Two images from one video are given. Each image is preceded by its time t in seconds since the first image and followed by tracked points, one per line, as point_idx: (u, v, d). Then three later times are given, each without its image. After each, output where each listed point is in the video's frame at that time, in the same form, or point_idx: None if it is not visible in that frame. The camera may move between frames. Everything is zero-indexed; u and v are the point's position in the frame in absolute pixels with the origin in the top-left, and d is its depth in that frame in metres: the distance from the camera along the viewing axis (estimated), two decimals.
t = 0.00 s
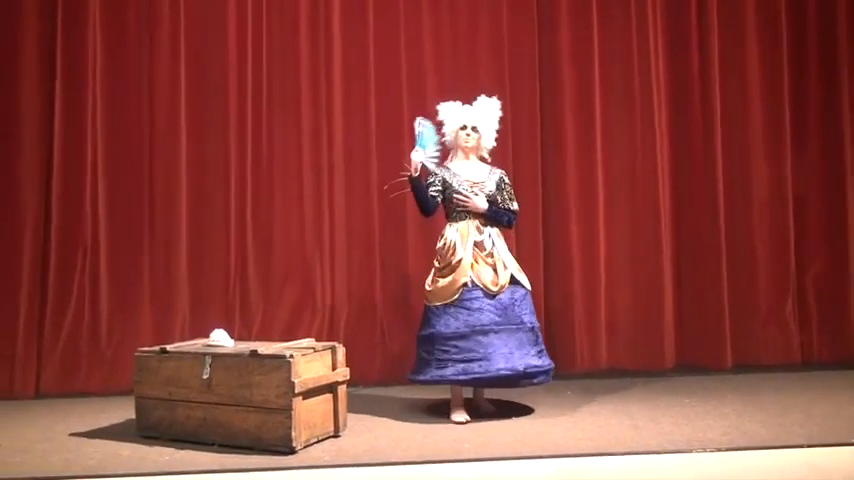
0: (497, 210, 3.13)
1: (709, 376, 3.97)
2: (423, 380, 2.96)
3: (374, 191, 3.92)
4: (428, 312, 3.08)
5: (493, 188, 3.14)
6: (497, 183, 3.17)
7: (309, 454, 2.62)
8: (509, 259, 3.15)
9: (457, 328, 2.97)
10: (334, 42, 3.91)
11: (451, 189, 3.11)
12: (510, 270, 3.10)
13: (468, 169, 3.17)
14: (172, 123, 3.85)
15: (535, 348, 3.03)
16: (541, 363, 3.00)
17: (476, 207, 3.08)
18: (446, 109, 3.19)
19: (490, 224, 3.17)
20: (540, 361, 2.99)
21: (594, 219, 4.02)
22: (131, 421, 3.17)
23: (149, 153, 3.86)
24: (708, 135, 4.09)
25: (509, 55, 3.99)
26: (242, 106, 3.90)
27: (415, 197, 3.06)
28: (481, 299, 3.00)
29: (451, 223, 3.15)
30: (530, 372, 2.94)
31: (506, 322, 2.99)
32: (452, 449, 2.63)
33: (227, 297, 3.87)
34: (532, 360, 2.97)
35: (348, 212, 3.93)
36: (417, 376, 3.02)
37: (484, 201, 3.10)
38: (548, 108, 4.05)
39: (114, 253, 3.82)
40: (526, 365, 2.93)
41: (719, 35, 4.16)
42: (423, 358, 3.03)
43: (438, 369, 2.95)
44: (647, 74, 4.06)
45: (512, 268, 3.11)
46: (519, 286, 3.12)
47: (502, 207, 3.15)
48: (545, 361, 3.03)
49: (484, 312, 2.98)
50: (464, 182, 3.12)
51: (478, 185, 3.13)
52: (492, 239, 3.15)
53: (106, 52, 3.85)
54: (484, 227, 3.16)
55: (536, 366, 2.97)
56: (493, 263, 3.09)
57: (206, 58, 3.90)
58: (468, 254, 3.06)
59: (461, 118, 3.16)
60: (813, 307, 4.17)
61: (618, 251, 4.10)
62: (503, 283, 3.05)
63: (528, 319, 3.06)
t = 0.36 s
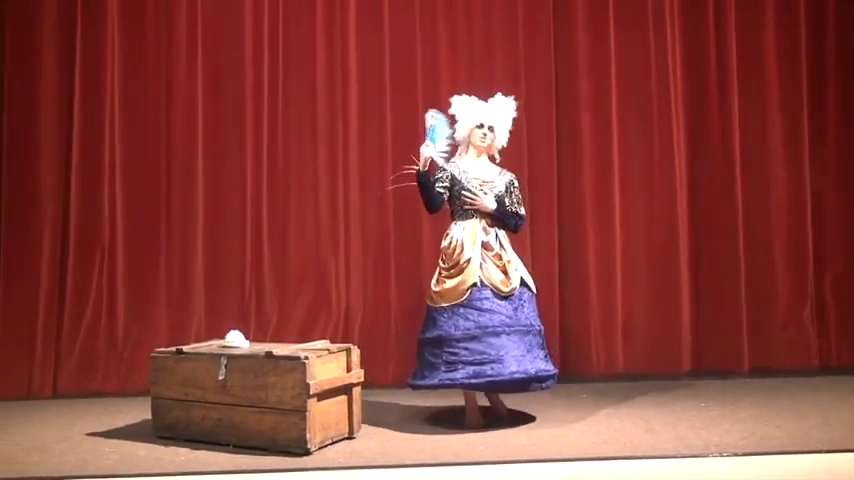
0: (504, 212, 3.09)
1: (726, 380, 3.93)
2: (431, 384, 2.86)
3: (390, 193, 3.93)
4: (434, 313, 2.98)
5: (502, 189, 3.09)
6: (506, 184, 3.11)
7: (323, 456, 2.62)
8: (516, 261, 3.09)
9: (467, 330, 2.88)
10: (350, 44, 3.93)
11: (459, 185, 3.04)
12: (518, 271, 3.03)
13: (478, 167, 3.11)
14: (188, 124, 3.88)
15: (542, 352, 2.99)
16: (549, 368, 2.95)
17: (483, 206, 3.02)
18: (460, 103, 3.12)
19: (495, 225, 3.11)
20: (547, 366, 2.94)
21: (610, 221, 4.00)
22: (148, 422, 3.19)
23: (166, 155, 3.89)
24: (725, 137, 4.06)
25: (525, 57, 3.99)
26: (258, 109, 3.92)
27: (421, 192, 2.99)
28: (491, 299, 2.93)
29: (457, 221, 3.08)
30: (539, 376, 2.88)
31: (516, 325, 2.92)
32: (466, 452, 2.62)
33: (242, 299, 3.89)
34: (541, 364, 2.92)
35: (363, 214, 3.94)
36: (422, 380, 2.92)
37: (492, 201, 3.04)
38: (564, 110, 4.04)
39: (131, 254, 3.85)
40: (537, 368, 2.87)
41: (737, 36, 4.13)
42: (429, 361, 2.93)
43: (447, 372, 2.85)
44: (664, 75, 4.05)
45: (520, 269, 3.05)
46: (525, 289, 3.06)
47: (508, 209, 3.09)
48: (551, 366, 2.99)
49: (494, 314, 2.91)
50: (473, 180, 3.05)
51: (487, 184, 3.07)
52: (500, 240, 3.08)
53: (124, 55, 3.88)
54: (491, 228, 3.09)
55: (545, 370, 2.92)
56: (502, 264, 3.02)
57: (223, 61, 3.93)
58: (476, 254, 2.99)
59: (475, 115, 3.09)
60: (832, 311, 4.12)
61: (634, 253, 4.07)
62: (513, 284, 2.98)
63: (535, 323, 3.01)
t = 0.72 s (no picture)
0: (519, 211, 3.01)
1: (741, 382, 3.91)
2: (404, 377, 2.89)
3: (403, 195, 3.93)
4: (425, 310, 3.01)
5: (516, 189, 3.03)
6: (520, 183, 3.04)
7: (337, 456, 2.63)
8: (524, 265, 3.01)
9: (444, 330, 2.88)
10: (363, 46, 3.94)
11: (473, 186, 3.01)
12: (516, 276, 2.97)
13: (491, 167, 3.06)
14: (203, 126, 3.90)
15: (528, 365, 2.86)
16: (531, 381, 2.82)
17: (497, 207, 2.97)
18: (457, 108, 3.02)
19: (508, 226, 3.05)
20: (529, 379, 2.82)
21: (624, 223, 3.98)
22: (162, 422, 3.21)
23: (181, 156, 3.91)
24: (741, 138, 4.03)
25: (539, 58, 3.99)
26: (273, 110, 3.94)
27: (436, 196, 2.97)
28: (475, 302, 2.91)
29: (471, 222, 3.05)
30: (512, 387, 2.78)
31: (496, 331, 2.87)
32: (479, 453, 2.62)
33: (256, 300, 3.90)
34: (519, 376, 2.81)
35: (376, 215, 3.95)
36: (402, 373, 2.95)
37: (506, 202, 2.99)
38: (577, 111, 4.03)
39: (146, 255, 3.87)
40: (509, 378, 2.78)
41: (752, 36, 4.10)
42: (410, 355, 2.95)
43: (419, 368, 2.86)
44: (678, 76, 4.03)
45: (519, 275, 2.98)
46: (523, 298, 2.96)
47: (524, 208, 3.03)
48: (538, 381, 2.85)
49: (473, 317, 2.88)
50: (488, 180, 3.01)
51: (500, 185, 3.01)
52: (508, 243, 3.02)
53: (140, 57, 3.91)
54: (504, 230, 3.03)
55: (523, 383, 2.80)
56: (502, 268, 2.98)
57: (237, 63, 3.95)
58: (475, 255, 2.96)
59: (480, 117, 3.01)
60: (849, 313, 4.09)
61: (648, 255, 4.05)
62: (505, 290, 2.94)
63: (527, 334, 2.91)
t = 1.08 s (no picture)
0: (532, 210, 3.01)
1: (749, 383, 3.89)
2: (419, 379, 2.87)
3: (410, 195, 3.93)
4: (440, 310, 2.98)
5: (527, 187, 3.04)
6: (530, 180, 3.06)
7: (344, 457, 2.63)
8: (538, 267, 3.02)
9: (463, 333, 2.85)
10: (370, 45, 3.94)
11: (486, 187, 3.01)
12: (533, 278, 2.97)
13: (500, 167, 3.06)
14: (210, 126, 3.91)
15: (544, 369, 2.87)
16: (547, 386, 2.84)
17: (511, 207, 2.97)
18: (462, 112, 3.02)
19: (522, 226, 3.03)
20: (545, 384, 2.83)
21: (632, 223, 3.97)
22: (169, 421, 3.22)
23: (188, 156, 3.92)
24: (749, 138, 4.02)
25: (546, 57, 3.98)
26: (280, 110, 3.94)
27: (452, 201, 3.00)
28: (493, 305, 2.89)
29: (483, 224, 3.04)
30: (530, 392, 2.79)
31: (515, 335, 2.85)
32: (486, 454, 2.61)
33: (263, 300, 3.91)
34: (537, 381, 2.81)
35: (383, 215, 3.95)
36: (416, 373, 2.93)
37: (520, 200, 2.99)
38: (584, 111, 4.02)
39: (154, 255, 3.88)
40: (528, 384, 2.78)
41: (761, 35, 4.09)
42: (426, 356, 2.92)
43: (437, 371, 2.84)
44: (686, 75, 4.01)
45: (535, 276, 2.98)
46: (538, 301, 2.96)
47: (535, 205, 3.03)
48: (553, 384, 2.86)
49: (493, 321, 2.86)
50: (500, 181, 3.01)
51: (512, 184, 3.01)
52: (522, 244, 3.02)
53: (147, 57, 3.92)
54: (518, 230, 3.03)
55: (539, 388, 2.81)
56: (518, 268, 2.97)
57: (244, 64, 3.96)
58: (492, 256, 2.96)
59: (487, 118, 2.99)
60: None
61: (655, 255, 4.04)
62: (522, 291, 2.93)
63: (542, 337, 2.90)
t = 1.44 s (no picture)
0: (534, 208, 3.03)
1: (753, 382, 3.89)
2: (462, 392, 2.84)
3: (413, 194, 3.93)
4: (465, 319, 2.94)
5: (529, 186, 3.05)
6: (531, 179, 3.07)
7: (348, 455, 2.63)
8: (551, 262, 3.02)
9: (499, 339, 2.84)
10: (374, 45, 3.94)
11: (489, 187, 3.01)
12: (549, 273, 2.97)
13: (501, 166, 3.06)
14: (214, 125, 3.91)
15: (574, 358, 2.93)
16: (582, 374, 2.90)
17: (514, 207, 2.99)
18: (460, 113, 3.00)
19: (526, 225, 3.04)
20: (580, 372, 2.89)
21: (636, 221, 3.96)
22: (173, 420, 3.22)
23: (192, 155, 3.92)
24: (754, 138, 4.01)
25: (550, 56, 3.98)
26: (283, 109, 3.95)
27: (455, 201, 3.03)
28: (522, 307, 2.88)
29: (485, 224, 3.04)
30: (572, 385, 2.84)
31: (549, 332, 2.87)
32: (490, 453, 2.61)
33: (267, 299, 3.92)
34: (574, 372, 2.87)
35: (387, 213, 3.95)
36: (452, 386, 2.90)
37: (523, 200, 3.00)
38: (588, 110, 4.02)
39: (157, 254, 3.89)
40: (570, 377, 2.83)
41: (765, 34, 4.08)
42: (461, 369, 2.90)
43: (478, 381, 2.83)
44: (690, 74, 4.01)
45: (552, 272, 2.98)
46: (560, 291, 2.99)
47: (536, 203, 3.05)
48: (585, 371, 2.93)
49: (526, 322, 2.86)
50: (503, 180, 3.01)
51: (514, 183, 3.02)
52: (530, 242, 3.02)
53: (151, 56, 3.92)
54: (523, 228, 3.03)
55: (577, 378, 2.87)
56: (533, 267, 2.96)
57: (248, 63, 3.96)
58: (507, 257, 2.93)
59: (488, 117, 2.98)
60: None
61: (660, 253, 4.04)
62: (544, 288, 2.93)
63: (567, 327, 2.95)
